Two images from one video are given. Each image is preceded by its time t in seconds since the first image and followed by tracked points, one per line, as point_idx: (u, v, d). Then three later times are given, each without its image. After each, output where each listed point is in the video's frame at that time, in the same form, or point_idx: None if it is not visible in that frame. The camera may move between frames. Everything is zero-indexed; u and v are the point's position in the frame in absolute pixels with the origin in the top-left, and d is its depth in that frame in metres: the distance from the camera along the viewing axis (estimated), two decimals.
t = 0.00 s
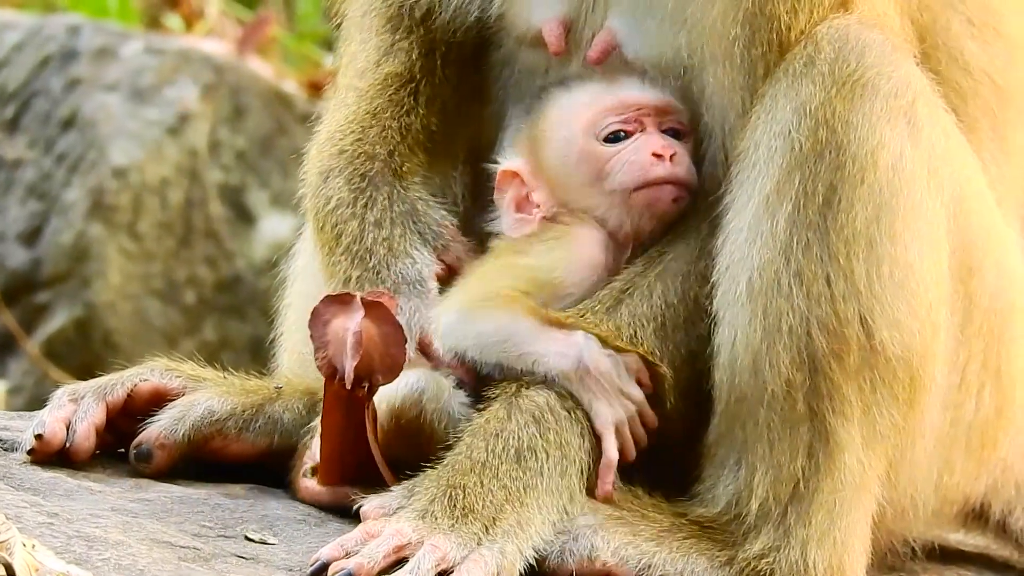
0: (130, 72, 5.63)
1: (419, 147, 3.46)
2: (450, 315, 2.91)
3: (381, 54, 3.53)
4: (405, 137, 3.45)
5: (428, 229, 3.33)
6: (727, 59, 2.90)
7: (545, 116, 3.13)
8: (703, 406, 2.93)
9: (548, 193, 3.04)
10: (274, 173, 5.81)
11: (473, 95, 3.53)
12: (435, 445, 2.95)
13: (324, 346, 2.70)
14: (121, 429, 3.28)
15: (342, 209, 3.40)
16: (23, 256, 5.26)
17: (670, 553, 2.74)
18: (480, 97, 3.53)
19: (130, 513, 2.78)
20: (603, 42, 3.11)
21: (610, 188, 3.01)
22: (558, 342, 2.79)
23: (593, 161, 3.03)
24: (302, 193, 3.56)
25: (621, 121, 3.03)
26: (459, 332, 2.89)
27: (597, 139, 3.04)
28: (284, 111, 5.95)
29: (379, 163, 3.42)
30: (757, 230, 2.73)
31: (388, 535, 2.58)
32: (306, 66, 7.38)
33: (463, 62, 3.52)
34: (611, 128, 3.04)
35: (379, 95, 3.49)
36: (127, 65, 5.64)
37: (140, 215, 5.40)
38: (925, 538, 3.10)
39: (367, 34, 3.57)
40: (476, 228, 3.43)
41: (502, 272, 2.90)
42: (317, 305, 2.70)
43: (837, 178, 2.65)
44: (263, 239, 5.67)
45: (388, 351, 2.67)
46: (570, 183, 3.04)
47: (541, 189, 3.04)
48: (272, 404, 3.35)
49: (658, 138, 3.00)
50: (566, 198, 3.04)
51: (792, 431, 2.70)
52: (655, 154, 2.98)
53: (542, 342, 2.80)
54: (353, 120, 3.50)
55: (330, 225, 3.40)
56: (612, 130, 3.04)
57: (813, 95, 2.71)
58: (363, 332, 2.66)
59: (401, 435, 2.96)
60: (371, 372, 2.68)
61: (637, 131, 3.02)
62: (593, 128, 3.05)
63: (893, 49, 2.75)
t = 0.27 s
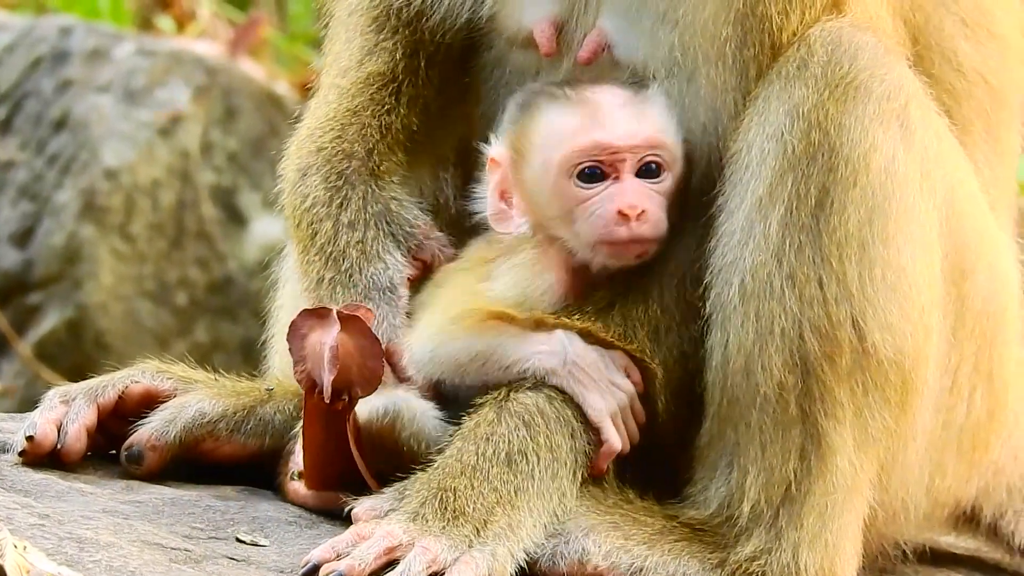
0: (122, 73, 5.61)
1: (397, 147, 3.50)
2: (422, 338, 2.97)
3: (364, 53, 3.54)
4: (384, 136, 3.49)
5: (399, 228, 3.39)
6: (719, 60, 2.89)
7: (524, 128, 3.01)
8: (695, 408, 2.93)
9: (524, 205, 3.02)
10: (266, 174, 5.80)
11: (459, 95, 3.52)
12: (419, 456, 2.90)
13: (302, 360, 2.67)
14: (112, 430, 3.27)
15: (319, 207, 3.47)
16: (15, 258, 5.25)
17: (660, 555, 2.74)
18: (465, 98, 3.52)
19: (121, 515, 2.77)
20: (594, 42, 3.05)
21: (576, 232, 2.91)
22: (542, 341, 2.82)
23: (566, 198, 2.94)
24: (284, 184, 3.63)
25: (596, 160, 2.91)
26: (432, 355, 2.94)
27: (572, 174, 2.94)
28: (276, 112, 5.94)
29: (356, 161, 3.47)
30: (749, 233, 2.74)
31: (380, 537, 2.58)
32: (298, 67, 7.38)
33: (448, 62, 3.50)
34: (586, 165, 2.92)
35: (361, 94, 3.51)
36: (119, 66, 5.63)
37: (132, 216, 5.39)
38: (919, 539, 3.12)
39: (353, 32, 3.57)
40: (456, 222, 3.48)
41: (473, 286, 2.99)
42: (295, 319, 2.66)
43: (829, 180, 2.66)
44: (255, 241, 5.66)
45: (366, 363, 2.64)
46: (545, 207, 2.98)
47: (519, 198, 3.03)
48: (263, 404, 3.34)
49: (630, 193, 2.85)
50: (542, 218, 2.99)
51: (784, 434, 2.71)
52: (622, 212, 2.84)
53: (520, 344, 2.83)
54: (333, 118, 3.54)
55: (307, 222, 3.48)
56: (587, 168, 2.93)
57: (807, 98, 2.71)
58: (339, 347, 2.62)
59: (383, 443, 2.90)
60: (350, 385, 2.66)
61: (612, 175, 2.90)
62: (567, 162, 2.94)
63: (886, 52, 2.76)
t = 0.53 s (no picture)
0: (118, 75, 5.60)
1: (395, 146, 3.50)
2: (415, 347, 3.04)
3: (366, 52, 3.55)
4: (383, 135, 3.48)
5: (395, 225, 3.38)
6: (717, 63, 2.89)
7: (494, 125, 3.11)
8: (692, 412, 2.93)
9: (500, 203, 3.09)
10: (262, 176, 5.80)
11: (458, 95, 3.54)
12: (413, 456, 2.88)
13: (297, 363, 2.65)
14: (107, 432, 3.26)
15: (315, 205, 3.46)
16: (9, 259, 5.20)
17: (656, 557, 2.74)
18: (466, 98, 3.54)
19: (117, 516, 2.76)
20: (599, 46, 3.08)
21: (555, 215, 2.97)
22: (540, 345, 2.82)
23: (541, 182, 3.01)
24: (281, 184, 3.63)
25: (568, 142, 2.99)
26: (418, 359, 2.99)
27: (544, 159, 3.01)
28: (273, 115, 5.94)
29: (354, 159, 3.46)
30: (748, 235, 2.74)
31: (376, 539, 2.58)
32: (293, 69, 7.38)
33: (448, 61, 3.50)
34: (559, 148, 3.00)
35: (360, 93, 3.52)
36: (115, 68, 5.62)
37: (128, 217, 5.38)
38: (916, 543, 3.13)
39: (357, 31, 3.59)
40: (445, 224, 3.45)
41: (461, 295, 3.05)
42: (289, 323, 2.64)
43: (829, 183, 2.66)
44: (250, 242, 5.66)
45: (361, 367, 2.64)
46: (519, 197, 3.04)
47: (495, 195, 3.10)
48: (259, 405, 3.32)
49: (605, 167, 2.92)
50: (518, 212, 3.05)
51: (781, 436, 2.70)
52: (598, 185, 2.90)
53: (517, 351, 2.83)
54: (332, 116, 3.54)
55: (303, 220, 3.47)
56: (560, 151, 3.00)
57: (807, 100, 2.72)
58: (334, 350, 2.61)
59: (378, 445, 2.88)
60: (345, 389, 2.65)
61: (584, 154, 2.97)
62: (540, 148, 3.02)
63: (886, 56, 2.76)
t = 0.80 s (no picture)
0: (120, 81, 5.60)
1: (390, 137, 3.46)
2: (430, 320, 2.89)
3: (366, 51, 3.54)
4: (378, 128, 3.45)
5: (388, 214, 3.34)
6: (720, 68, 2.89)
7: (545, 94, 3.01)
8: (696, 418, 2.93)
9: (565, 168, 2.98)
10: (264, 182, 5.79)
11: (455, 94, 3.54)
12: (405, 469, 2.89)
13: (275, 397, 2.66)
14: (112, 438, 3.26)
15: (307, 196, 3.40)
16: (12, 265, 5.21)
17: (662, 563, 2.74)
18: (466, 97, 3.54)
19: (122, 522, 2.76)
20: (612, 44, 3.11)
21: (650, 166, 2.98)
22: (551, 345, 2.79)
23: (631, 136, 2.99)
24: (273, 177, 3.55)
25: (648, 104, 3.00)
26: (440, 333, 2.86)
27: (632, 116, 2.99)
28: (274, 121, 5.93)
29: (345, 150, 3.42)
30: (753, 239, 2.74)
31: (378, 544, 2.57)
32: (294, 76, 7.39)
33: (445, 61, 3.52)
34: (642, 108, 3.00)
35: (356, 86, 3.49)
36: (117, 74, 5.62)
37: (130, 224, 5.40)
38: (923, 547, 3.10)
39: (357, 30, 3.58)
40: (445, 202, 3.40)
41: (481, 276, 2.86)
42: (257, 359, 2.64)
43: (834, 188, 2.65)
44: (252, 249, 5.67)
45: (336, 387, 2.61)
46: (594, 160, 2.99)
47: (557, 163, 2.97)
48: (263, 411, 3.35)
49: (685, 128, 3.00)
50: (591, 172, 2.99)
51: (787, 441, 2.70)
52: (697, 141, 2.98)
53: (532, 347, 2.79)
54: (326, 107, 3.49)
55: (295, 212, 3.41)
56: (643, 110, 2.99)
57: (812, 105, 2.71)
58: (305, 377, 2.60)
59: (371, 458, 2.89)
60: (329, 410, 2.63)
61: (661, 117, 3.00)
62: (627, 105, 3.00)
63: (893, 60, 2.74)
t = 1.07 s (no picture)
0: (125, 87, 5.60)
1: (364, 121, 3.31)
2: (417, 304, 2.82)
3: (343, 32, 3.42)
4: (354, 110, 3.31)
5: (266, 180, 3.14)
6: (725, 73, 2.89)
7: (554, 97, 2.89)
8: (703, 421, 2.91)
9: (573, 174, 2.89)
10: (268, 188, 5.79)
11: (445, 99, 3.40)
12: (414, 473, 2.90)
13: (259, 432, 2.70)
14: (118, 444, 3.26)
15: (255, 147, 3.25)
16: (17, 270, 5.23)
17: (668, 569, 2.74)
18: (460, 102, 3.40)
19: (127, 528, 2.76)
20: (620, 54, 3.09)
21: (660, 188, 2.88)
22: (551, 351, 2.76)
23: (648, 152, 2.88)
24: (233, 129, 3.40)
25: (671, 116, 2.86)
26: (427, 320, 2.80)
27: (649, 129, 2.87)
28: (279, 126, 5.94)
29: (298, 111, 3.26)
30: (759, 245, 2.74)
31: (386, 550, 2.58)
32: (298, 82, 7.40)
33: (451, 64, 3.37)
34: (664, 120, 2.86)
35: (333, 60, 3.35)
36: (122, 80, 5.61)
37: (135, 229, 5.40)
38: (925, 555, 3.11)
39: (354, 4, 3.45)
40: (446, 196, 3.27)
41: (480, 263, 2.83)
42: (225, 408, 2.68)
43: (839, 194, 2.65)
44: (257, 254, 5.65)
45: (310, 403, 2.64)
46: (607, 166, 2.89)
47: (565, 171, 2.88)
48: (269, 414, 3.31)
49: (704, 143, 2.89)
50: (598, 183, 2.89)
51: (793, 446, 2.70)
52: (713, 161, 2.87)
53: (533, 347, 2.76)
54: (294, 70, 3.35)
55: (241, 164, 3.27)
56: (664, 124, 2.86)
57: (818, 111, 2.72)
58: (281, 403, 2.63)
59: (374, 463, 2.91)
60: (312, 423, 2.67)
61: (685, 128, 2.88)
62: (645, 118, 2.86)
63: (897, 65, 2.75)
